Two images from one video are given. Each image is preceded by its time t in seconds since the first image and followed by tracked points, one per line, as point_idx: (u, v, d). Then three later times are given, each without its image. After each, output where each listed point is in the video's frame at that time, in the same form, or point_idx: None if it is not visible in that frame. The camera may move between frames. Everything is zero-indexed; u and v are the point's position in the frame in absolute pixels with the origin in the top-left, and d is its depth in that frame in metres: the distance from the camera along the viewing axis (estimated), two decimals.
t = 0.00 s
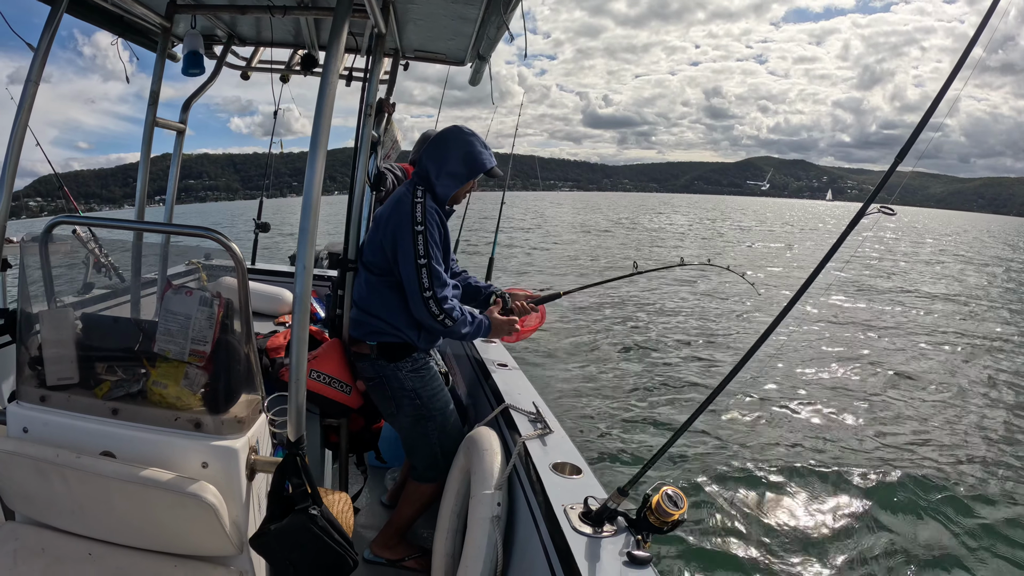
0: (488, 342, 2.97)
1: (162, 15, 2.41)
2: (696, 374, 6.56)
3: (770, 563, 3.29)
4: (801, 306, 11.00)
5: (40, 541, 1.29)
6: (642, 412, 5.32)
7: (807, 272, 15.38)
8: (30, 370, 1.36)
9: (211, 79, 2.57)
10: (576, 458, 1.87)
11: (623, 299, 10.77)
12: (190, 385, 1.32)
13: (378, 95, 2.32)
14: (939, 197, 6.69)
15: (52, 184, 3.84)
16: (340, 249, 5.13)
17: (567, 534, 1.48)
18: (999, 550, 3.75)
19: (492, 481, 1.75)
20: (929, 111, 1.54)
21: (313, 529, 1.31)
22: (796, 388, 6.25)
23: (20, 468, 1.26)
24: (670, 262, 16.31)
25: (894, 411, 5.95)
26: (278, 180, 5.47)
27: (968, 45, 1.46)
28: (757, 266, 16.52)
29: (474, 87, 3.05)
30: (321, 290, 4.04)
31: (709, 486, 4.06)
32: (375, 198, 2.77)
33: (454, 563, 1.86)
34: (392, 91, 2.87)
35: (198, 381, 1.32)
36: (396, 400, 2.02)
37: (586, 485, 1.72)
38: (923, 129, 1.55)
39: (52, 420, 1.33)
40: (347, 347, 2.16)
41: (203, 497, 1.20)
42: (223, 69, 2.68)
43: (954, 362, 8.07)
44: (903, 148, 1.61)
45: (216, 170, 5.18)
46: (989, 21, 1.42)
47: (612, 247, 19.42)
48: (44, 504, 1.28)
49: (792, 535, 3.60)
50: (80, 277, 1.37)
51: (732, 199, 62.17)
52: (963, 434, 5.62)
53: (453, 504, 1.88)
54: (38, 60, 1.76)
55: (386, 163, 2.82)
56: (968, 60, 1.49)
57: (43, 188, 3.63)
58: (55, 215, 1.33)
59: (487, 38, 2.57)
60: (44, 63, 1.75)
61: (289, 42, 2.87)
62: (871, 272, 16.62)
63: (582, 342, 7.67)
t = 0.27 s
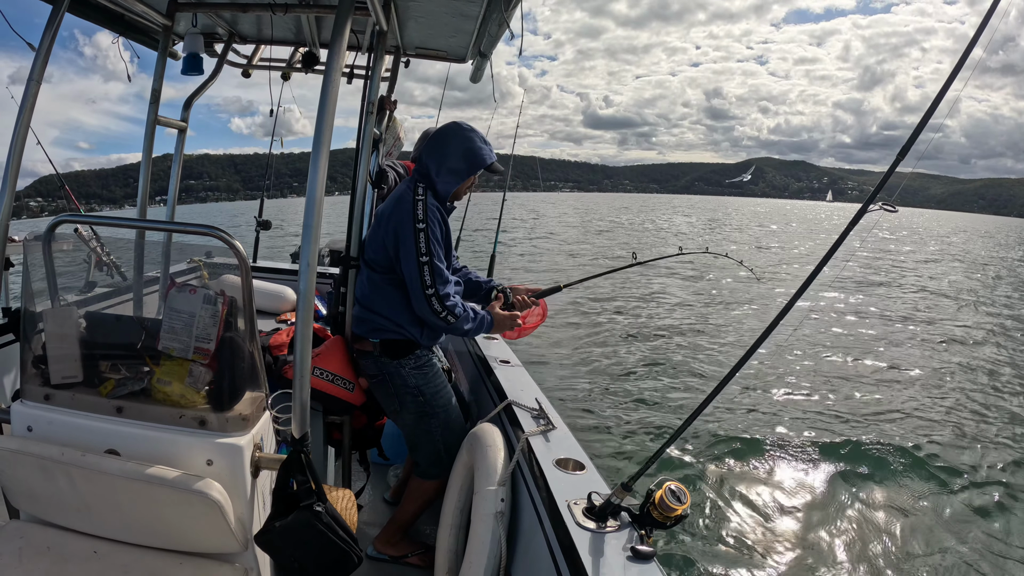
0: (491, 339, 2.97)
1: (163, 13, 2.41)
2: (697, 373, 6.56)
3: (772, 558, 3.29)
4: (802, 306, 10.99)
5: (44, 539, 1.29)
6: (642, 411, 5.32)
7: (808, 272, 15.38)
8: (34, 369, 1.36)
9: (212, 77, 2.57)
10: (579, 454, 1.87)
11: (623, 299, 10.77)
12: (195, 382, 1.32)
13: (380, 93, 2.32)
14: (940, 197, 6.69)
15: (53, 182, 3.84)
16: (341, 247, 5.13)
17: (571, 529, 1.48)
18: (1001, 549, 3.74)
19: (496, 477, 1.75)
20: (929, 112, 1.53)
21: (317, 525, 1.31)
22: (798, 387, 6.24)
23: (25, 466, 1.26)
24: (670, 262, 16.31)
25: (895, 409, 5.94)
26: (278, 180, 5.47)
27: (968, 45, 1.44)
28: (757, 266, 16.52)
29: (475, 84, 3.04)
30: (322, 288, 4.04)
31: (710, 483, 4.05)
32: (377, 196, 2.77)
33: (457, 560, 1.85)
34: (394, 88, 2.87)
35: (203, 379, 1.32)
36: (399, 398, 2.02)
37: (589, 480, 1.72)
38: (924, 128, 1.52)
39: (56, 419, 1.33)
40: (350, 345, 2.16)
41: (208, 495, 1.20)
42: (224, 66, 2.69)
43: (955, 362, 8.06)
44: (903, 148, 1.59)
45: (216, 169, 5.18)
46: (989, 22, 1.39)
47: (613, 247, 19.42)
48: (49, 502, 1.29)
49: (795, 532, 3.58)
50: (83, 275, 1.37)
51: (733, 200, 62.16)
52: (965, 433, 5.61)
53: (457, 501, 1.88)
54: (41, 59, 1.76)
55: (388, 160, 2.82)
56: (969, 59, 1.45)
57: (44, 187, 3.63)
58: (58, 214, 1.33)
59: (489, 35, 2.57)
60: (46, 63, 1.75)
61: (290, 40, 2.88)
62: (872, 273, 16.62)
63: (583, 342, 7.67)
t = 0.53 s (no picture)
0: (493, 339, 2.97)
1: (164, 16, 2.41)
2: (697, 373, 6.56)
3: (774, 556, 3.29)
4: (802, 306, 11.00)
5: (49, 541, 1.29)
6: (643, 411, 5.32)
7: (808, 273, 15.39)
8: (37, 372, 1.36)
9: (213, 79, 2.57)
10: (583, 452, 1.87)
11: (623, 300, 10.77)
12: (199, 383, 1.32)
13: (381, 93, 2.32)
14: (939, 197, 6.69)
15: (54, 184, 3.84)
16: (343, 249, 5.13)
17: (576, 526, 1.48)
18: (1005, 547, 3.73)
19: (500, 476, 1.75)
20: (929, 110, 1.53)
21: (323, 525, 1.31)
22: (799, 388, 6.24)
23: (29, 469, 1.26)
24: (670, 263, 16.32)
25: (896, 409, 5.94)
26: (279, 181, 5.47)
27: (968, 45, 1.44)
28: (757, 267, 16.53)
29: (476, 84, 3.05)
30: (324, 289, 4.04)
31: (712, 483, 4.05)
32: (378, 197, 2.77)
33: (462, 559, 1.85)
34: (394, 89, 2.87)
35: (207, 380, 1.32)
36: (402, 399, 2.02)
37: (594, 479, 1.72)
38: (924, 129, 1.53)
39: (60, 421, 1.33)
40: (353, 346, 2.16)
41: (214, 495, 1.20)
42: (225, 68, 2.69)
43: (956, 362, 8.06)
44: (904, 147, 1.59)
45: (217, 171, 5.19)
46: (989, 20, 1.38)
47: (613, 249, 19.43)
48: (54, 504, 1.28)
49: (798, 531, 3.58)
50: (85, 277, 1.37)
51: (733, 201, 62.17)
52: (967, 433, 5.60)
53: (461, 500, 1.88)
54: (42, 61, 1.75)
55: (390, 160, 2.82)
56: (967, 61, 1.46)
57: (45, 189, 3.63)
58: (61, 216, 1.33)
59: (490, 35, 2.57)
60: (48, 65, 1.75)
61: (290, 41, 2.88)
62: (871, 273, 16.63)
63: (583, 342, 7.67)
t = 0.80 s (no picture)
0: (493, 343, 2.97)
1: (163, 22, 2.42)
2: (697, 375, 6.57)
3: (773, 556, 3.30)
4: (801, 307, 11.01)
5: (52, 548, 1.29)
6: (642, 413, 5.32)
7: (807, 274, 15.40)
8: (40, 378, 1.36)
9: (212, 85, 2.58)
10: (583, 455, 1.88)
11: (623, 302, 10.78)
12: (200, 390, 1.33)
13: (379, 99, 2.33)
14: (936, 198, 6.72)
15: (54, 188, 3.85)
16: (342, 252, 5.14)
17: (576, 529, 1.49)
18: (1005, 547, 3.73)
19: (501, 479, 1.75)
20: (925, 110, 1.57)
21: (324, 530, 1.31)
22: (798, 389, 6.24)
23: (32, 476, 1.27)
24: (669, 264, 16.33)
25: (895, 410, 5.94)
26: (278, 185, 5.48)
27: (962, 46, 1.49)
28: (756, 268, 16.54)
29: (474, 89, 3.05)
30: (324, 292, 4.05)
31: (710, 485, 4.06)
32: (378, 202, 2.78)
33: (463, 563, 1.86)
34: (393, 94, 2.88)
35: (209, 386, 1.33)
36: (402, 403, 2.02)
37: (594, 481, 1.73)
38: (920, 127, 1.57)
39: (63, 427, 1.33)
40: (353, 350, 2.16)
41: (216, 501, 1.21)
42: (224, 74, 2.69)
43: (955, 363, 8.06)
44: (900, 146, 1.63)
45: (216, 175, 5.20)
46: (983, 21, 1.43)
47: (612, 250, 19.43)
48: (56, 510, 1.29)
49: (796, 532, 3.59)
50: (87, 284, 1.38)
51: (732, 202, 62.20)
52: (966, 434, 5.61)
53: (462, 504, 1.88)
54: (43, 68, 1.76)
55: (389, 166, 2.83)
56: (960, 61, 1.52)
57: (45, 193, 3.64)
58: (62, 223, 1.33)
59: (487, 40, 2.58)
60: (49, 71, 1.76)
61: (289, 47, 2.89)
62: (870, 274, 16.64)
63: (583, 344, 7.67)
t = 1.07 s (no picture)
0: (491, 348, 2.98)
1: (162, 30, 2.43)
2: (695, 377, 6.58)
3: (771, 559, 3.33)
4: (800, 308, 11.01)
5: (52, 553, 1.30)
6: (641, 415, 5.33)
7: (806, 275, 15.41)
8: (39, 385, 1.37)
9: (211, 93, 2.58)
10: (581, 460, 1.89)
11: (622, 303, 10.78)
12: (199, 396, 1.33)
13: (377, 106, 2.34)
14: (935, 200, 6.72)
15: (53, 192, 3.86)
16: (341, 256, 5.15)
17: (574, 535, 1.49)
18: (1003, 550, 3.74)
19: (499, 485, 1.76)
20: (919, 112, 1.56)
21: (323, 535, 1.32)
22: (797, 391, 6.25)
23: (32, 482, 1.27)
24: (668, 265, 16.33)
25: (894, 412, 5.95)
26: (278, 187, 5.48)
27: (955, 48, 1.49)
28: (755, 269, 16.54)
29: (472, 95, 3.06)
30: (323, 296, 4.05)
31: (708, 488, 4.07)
32: (376, 207, 2.78)
33: (462, 568, 1.86)
34: (391, 101, 2.89)
35: (208, 393, 1.33)
36: (400, 408, 2.03)
37: (592, 486, 1.73)
38: (913, 130, 1.57)
39: (62, 433, 1.34)
40: (352, 356, 2.17)
41: (214, 507, 1.21)
42: (222, 82, 2.70)
43: (955, 364, 8.06)
44: (894, 149, 1.63)
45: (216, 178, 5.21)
46: (975, 23, 1.44)
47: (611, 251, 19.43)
48: (56, 516, 1.29)
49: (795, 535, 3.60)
50: (86, 291, 1.38)
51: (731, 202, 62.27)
52: (966, 437, 5.61)
53: (460, 509, 1.89)
54: (43, 74, 1.77)
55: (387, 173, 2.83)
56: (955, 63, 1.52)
57: (44, 196, 3.64)
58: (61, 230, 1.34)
59: (484, 47, 2.59)
60: (48, 78, 1.76)
61: (287, 54, 2.90)
62: (870, 275, 16.64)
63: (582, 346, 7.68)
